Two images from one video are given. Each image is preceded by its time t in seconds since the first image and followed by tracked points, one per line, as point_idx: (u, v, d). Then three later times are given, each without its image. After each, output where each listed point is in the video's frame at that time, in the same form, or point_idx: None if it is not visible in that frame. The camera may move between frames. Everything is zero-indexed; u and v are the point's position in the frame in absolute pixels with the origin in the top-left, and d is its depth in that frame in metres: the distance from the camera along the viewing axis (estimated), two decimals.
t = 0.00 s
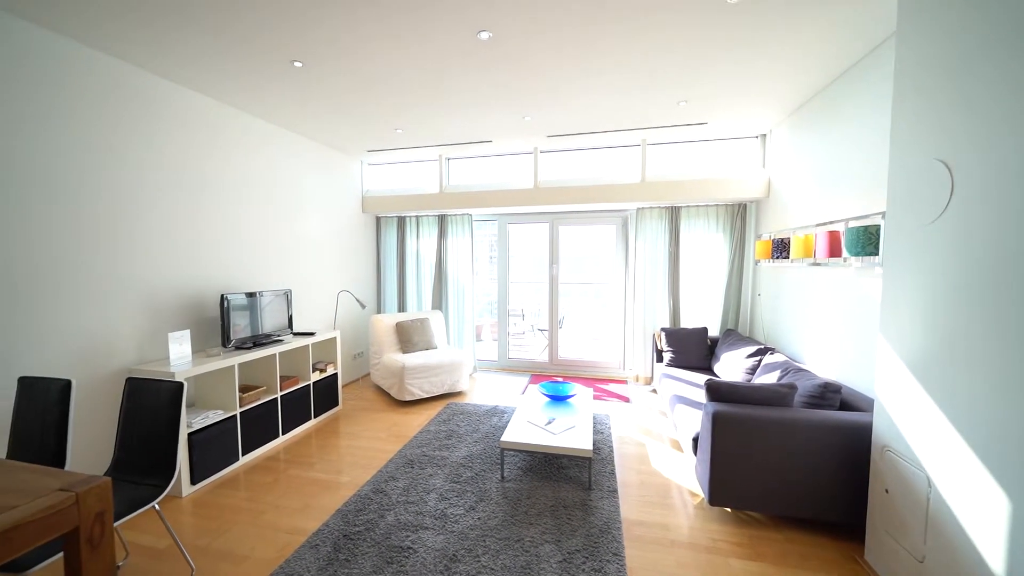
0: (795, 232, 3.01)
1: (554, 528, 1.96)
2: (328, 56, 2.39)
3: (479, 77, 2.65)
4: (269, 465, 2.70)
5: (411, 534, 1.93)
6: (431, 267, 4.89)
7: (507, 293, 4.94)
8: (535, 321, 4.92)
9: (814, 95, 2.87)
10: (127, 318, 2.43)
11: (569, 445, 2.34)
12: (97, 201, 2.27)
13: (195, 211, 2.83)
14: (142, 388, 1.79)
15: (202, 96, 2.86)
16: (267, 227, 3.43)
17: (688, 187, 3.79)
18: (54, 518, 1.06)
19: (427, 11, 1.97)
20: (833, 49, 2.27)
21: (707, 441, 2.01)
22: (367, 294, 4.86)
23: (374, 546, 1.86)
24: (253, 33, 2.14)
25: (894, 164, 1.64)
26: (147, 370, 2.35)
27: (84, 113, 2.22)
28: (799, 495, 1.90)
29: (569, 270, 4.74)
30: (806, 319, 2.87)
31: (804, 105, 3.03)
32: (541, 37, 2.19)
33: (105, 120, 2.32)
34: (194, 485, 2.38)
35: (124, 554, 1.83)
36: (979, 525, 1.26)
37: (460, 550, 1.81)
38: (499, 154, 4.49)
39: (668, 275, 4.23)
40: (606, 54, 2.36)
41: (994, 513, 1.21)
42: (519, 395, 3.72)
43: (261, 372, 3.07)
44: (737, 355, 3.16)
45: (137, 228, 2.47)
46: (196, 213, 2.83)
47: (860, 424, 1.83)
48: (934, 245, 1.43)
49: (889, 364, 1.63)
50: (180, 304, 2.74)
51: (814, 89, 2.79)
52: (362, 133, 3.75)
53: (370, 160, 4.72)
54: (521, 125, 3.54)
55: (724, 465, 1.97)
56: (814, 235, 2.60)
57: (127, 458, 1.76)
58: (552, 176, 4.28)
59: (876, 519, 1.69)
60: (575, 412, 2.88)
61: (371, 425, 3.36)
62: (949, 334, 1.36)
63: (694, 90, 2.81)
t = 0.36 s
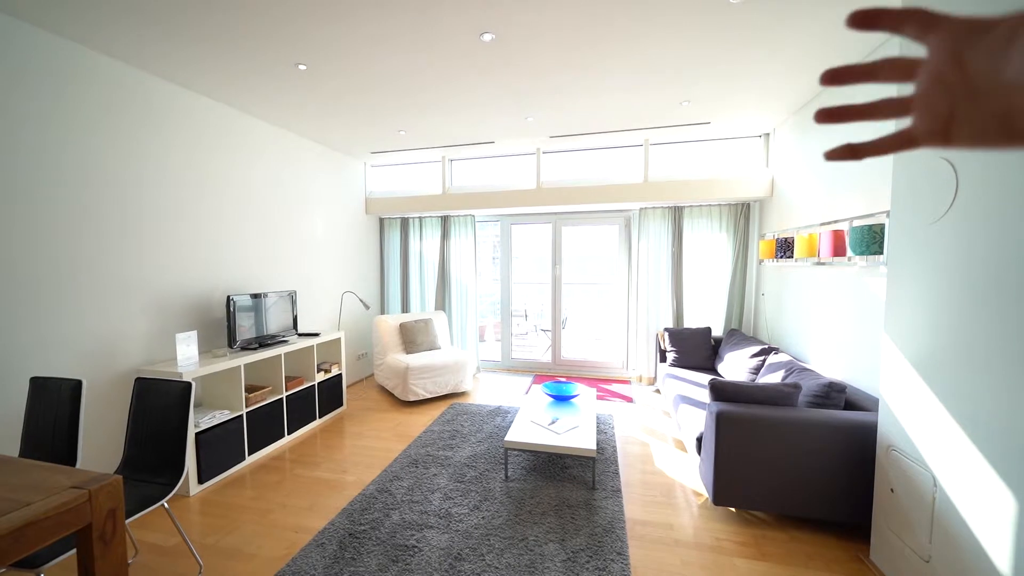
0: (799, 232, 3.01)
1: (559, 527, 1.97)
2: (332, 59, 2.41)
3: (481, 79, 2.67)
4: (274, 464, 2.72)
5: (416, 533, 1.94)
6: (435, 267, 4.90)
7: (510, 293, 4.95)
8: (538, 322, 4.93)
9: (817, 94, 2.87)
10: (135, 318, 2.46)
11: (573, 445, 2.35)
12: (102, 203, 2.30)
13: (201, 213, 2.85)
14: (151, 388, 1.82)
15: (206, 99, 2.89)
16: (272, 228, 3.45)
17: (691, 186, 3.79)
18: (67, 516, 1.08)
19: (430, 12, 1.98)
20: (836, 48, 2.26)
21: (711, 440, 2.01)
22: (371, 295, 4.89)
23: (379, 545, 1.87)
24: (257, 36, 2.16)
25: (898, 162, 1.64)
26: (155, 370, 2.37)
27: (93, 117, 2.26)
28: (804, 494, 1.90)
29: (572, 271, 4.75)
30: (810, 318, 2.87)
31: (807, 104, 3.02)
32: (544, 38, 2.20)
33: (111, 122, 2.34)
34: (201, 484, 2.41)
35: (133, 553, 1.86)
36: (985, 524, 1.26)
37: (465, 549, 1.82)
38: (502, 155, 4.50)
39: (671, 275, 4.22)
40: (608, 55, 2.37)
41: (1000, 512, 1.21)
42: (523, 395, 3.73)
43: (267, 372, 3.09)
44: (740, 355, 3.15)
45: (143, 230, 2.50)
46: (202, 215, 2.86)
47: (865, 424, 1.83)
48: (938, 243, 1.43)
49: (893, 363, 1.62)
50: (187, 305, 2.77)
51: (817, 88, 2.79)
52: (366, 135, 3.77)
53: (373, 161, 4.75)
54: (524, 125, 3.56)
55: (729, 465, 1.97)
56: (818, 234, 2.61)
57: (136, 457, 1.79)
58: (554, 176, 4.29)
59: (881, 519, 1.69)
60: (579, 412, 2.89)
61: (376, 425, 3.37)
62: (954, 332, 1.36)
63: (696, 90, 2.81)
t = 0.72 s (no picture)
0: (798, 231, 3.01)
1: (558, 526, 1.98)
2: (333, 60, 2.43)
3: (480, 80, 2.69)
4: (276, 464, 2.74)
5: (416, 532, 1.95)
6: (435, 268, 4.92)
7: (510, 294, 4.96)
8: (539, 322, 4.94)
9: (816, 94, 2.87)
10: (137, 319, 2.48)
11: (573, 444, 2.36)
12: (103, 205, 2.31)
13: (202, 214, 2.87)
14: (154, 388, 1.83)
15: (208, 101, 2.91)
16: (273, 229, 3.47)
17: (690, 187, 3.80)
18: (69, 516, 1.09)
19: (429, 14, 2.00)
20: (834, 48, 2.27)
21: (710, 440, 2.02)
22: (372, 295, 4.91)
23: (380, 543, 1.89)
24: (257, 38, 2.18)
25: (895, 162, 1.64)
26: (158, 370, 2.39)
27: (95, 119, 2.29)
28: (804, 493, 1.90)
29: (573, 271, 4.76)
30: (810, 318, 2.87)
31: (806, 104, 3.02)
32: (543, 40, 2.21)
33: (111, 124, 2.36)
34: (204, 484, 2.43)
35: (136, 552, 1.87)
36: (981, 522, 1.27)
37: (465, 547, 1.84)
38: (502, 155, 4.51)
39: (671, 275, 4.23)
40: (606, 55, 2.38)
41: (996, 510, 1.22)
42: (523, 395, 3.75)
43: (268, 373, 3.11)
44: (740, 354, 3.16)
45: (145, 232, 2.52)
46: (203, 216, 2.88)
47: (864, 423, 1.84)
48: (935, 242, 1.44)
49: (891, 363, 1.63)
50: (188, 306, 2.79)
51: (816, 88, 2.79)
52: (366, 136, 3.78)
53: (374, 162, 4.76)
54: (524, 126, 3.57)
55: (728, 464, 1.98)
56: (816, 234, 2.61)
57: (139, 457, 1.80)
58: (554, 177, 4.30)
59: (879, 517, 1.69)
60: (579, 411, 2.90)
61: (377, 425, 3.39)
62: (951, 332, 1.37)
63: (695, 91, 2.82)
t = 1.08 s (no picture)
0: (798, 230, 3.00)
1: (556, 526, 1.97)
2: (331, 60, 2.42)
3: (478, 79, 2.68)
4: (273, 464, 2.73)
5: (413, 532, 1.94)
6: (434, 268, 4.91)
7: (509, 293, 4.96)
8: (538, 322, 4.93)
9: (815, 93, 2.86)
10: (134, 319, 2.47)
11: (571, 445, 2.35)
12: (101, 205, 2.31)
13: (199, 213, 2.87)
14: (149, 388, 1.83)
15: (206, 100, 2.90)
16: (271, 228, 3.46)
17: (690, 186, 3.79)
18: (62, 515, 1.09)
19: (428, 14, 1.99)
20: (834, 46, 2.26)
21: (708, 439, 2.01)
22: (371, 295, 4.90)
23: (376, 544, 1.88)
24: (255, 37, 2.18)
25: (893, 159, 1.64)
26: (154, 370, 2.39)
27: (93, 118, 2.28)
28: (801, 493, 1.90)
29: (572, 271, 4.75)
30: (809, 318, 2.86)
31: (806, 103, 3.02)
32: (539, 39, 2.21)
33: (109, 123, 2.36)
34: (200, 484, 2.42)
35: (132, 552, 1.87)
36: (978, 522, 1.26)
37: (462, 548, 1.83)
38: (501, 155, 4.51)
39: (670, 275, 4.22)
40: (606, 55, 2.38)
41: (993, 510, 1.21)
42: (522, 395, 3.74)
43: (266, 373, 3.10)
44: (739, 354, 3.16)
45: (142, 231, 2.51)
46: (200, 215, 2.87)
47: (862, 423, 1.83)
48: (933, 240, 1.43)
49: (889, 362, 1.62)
50: (185, 306, 2.78)
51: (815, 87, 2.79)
52: (364, 135, 3.78)
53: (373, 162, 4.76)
54: (523, 126, 3.56)
55: (725, 464, 1.97)
56: (815, 233, 2.60)
57: (135, 457, 1.80)
58: (553, 176, 4.29)
59: (877, 517, 1.69)
60: (577, 411, 2.89)
61: (375, 425, 3.38)
62: (949, 330, 1.36)
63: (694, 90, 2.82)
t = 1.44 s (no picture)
0: (797, 230, 3.00)
1: (554, 525, 1.97)
2: (330, 59, 2.42)
3: (477, 78, 2.67)
4: (272, 464, 2.73)
5: (411, 532, 1.94)
6: (434, 267, 4.90)
7: (508, 293, 4.95)
8: (537, 321, 4.93)
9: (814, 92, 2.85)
10: (133, 319, 2.47)
11: (570, 444, 2.34)
12: (100, 204, 2.31)
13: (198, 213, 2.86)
14: (146, 387, 1.83)
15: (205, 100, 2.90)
16: (270, 228, 3.46)
17: (690, 186, 3.79)
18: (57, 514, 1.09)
19: (426, 13, 2.00)
20: (833, 45, 2.25)
21: (707, 439, 2.01)
22: (370, 295, 4.89)
23: (375, 543, 1.88)
24: (254, 37, 2.18)
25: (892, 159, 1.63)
26: (152, 369, 2.39)
27: (93, 118, 2.28)
28: (800, 492, 1.90)
29: (571, 270, 4.75)
30: (808, 317, 2.86)
31: (805, 103, 3.02)
32: (536, 39, 2.22)
33: (108, 122, 2.35)
34: (198, 484, 2.41)
35: (129, 551, 1.87)
36: (976, 521, 1.26)
37: (460, 547, 1.83)
38: (500, 155, 4.50)
39: (670, 275, 4.22)
40: (606, 54, 2.38)
41: (991, 510, 1.21)
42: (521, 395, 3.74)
43: (265, 372, 3.10)
44: (738, 354, 3.16)
45: (141, 230, 2.51)
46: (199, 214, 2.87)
47: (861, 422, 1.83)
48: (931, 239, 1.43)
49: (888, 362, 1.62)
50: (184, 305, 2.78)
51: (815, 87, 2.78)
52: (364, 135, 3.77)
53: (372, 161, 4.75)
54: (522, 125, 3.56)
55: (724, 463, 1.97)
56: (814, 233, 2.60)
57: (132, 455, 1.79)
58: (552, 176, 4.29)
59: (875, 517, 1.69)
60: (576, 411, 2.89)
61: (374, 425, 3.38)
62: (947, 329, 1.36)
63: (693, 89, 2.82)
